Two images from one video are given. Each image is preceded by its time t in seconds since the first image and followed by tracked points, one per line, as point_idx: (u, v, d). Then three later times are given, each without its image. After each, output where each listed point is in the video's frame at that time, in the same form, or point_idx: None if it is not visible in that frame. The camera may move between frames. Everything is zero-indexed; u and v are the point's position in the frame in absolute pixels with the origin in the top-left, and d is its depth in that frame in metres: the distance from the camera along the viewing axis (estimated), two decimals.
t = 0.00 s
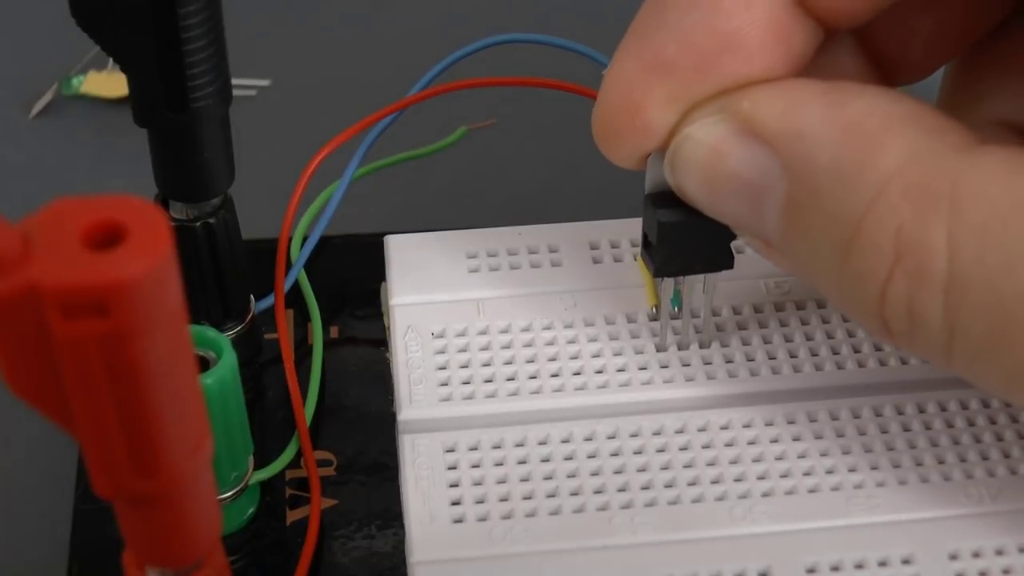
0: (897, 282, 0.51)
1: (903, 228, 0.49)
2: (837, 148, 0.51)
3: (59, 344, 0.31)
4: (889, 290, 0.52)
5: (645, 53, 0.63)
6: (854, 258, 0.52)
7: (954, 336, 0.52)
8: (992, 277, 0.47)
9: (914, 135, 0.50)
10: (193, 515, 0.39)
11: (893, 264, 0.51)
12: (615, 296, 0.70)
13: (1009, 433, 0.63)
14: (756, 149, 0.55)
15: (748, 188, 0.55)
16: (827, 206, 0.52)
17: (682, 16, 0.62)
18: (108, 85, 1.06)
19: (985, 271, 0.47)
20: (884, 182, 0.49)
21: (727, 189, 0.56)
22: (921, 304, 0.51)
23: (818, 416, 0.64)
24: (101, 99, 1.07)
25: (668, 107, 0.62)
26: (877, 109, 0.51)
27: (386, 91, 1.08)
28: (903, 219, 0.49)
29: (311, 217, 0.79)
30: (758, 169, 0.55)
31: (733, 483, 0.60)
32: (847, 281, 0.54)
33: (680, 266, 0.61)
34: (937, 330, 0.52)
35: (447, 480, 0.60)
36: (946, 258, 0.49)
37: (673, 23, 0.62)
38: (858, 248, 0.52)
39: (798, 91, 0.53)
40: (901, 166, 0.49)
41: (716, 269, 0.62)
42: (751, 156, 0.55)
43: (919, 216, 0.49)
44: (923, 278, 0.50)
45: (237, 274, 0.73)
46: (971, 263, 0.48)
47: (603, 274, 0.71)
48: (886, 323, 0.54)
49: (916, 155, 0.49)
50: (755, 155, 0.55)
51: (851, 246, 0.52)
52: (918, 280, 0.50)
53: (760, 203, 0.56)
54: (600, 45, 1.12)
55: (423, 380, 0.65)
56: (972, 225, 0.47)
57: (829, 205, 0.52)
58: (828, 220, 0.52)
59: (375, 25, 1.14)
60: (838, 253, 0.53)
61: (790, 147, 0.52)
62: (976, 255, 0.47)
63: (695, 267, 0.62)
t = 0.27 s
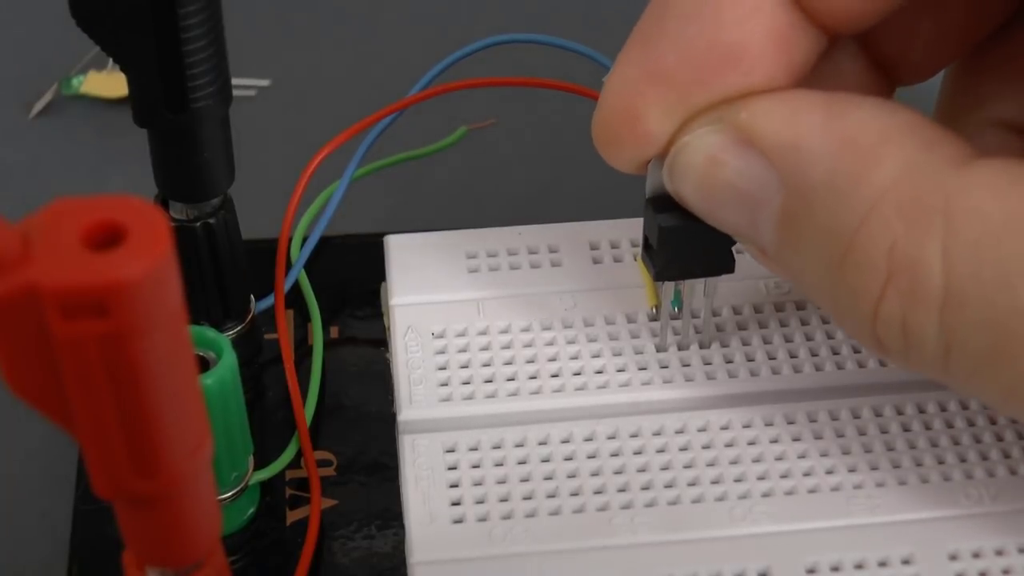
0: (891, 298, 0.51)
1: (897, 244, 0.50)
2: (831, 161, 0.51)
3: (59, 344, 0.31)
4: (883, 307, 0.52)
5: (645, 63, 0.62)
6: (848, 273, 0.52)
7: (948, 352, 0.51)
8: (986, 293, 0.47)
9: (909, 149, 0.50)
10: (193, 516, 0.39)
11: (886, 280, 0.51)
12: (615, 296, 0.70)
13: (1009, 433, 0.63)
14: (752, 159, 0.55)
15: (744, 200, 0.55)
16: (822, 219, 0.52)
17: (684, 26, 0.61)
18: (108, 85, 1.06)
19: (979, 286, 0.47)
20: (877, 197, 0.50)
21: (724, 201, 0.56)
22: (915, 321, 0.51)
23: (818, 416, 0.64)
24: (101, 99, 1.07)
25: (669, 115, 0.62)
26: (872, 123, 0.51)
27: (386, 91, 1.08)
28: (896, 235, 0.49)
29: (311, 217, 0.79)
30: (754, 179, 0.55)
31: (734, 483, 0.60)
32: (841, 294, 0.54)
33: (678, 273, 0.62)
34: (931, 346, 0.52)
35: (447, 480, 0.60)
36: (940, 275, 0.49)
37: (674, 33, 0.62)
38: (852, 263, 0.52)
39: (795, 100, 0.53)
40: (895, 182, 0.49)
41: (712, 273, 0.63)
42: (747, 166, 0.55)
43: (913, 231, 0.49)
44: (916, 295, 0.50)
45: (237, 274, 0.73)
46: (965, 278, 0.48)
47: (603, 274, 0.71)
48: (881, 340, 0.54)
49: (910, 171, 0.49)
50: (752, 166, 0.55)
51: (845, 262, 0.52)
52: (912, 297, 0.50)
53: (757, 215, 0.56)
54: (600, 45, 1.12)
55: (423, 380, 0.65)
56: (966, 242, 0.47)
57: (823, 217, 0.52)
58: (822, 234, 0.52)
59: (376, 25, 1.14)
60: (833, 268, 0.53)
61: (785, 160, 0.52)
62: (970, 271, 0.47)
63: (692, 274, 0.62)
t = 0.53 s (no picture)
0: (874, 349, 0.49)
1: (875, 293, 0.48)
2: (810, 209, 0.50)
3: (59, 345, 0.31)
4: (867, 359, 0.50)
5: (632, 118, 0.61)
6: (830, 325, 0.51)
7: (938, 395, 0.49)
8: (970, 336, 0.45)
9: (884, 197, 0.49)
10: (193, 516, 0.39)
11: (867, 329, 0.49)
12: (614, 297, 0.70)
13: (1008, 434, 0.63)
14: (738, 208, 0.55)
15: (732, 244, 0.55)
16: (803, 269, 0.51)
17: (673, 79, 0.60)
18: (107, 85, 1.06)
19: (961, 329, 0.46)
20: (852, 247, 0.48)
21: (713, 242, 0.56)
22: (900, 370, 0.49)
23: (817, 416, 0.64)
24: (100, 99, 1.07)
25: (657, 173, 0.60)
26: (849, 170, 0.51)
27: (386, 91, 1.08)
28: (875, 282, 0.48)
29: (310, 217, 0.79)
30: (740, 226, 0.55)
31: (733, 483, 0.60)
32: (825, 345, 0.52)
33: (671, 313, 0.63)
34: (917, 390, 0.50)
35: (447, 480, 0.60)
36: (919, 320, 0.47)
37: (662, 87, 0.60)
38: (833, 315, 0.50)
39: (775, 153, 0.53)
40: (871, 230, 0.48)
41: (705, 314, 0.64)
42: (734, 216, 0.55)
43: (890, 277, 0.47)
44: (898, 341, 0.48)
45: (237, 274, 0.73)
46: (946, 322, 0.46)
47: (602, 274, 0.71)
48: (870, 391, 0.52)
49: (885, 218, 0.48)
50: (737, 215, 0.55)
51: (826, 312, 0.51)
52: (894, 346, 0.48)
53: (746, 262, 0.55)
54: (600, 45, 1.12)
55: (423, 380, 0.65)
56: (943, 285, 0.46)
57: (804, 269, 0.51)
58: (805, 284, 0.51)
59: (376, 25, 1.14)
60: (816, 322, 0.52)
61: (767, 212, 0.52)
62: (951, 314, 0.46)
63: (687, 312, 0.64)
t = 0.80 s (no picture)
0: (876, 355, 0.50)
1: (877, 299, 0.48)
2: (812, 214, 0.50)
3: (59, 345, 0.31)
4: (869, 364, 0.50)
5: (637, 121, 0.60)
6: (831, 329, 0.51)
7: (940, 400, 0.49)
8: (972, 343, 0.45)
9: (888, 203, 0.49)
10: (193, 516, 0.39)
11: (868, 335, 0.49)
12: (615, 296, 0.70)
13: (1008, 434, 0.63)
14: (740, 212, 0.54)
15: (735, 247, 0.55)
16: (805, 274, 0.51)
17: (679, 85, 0.59)
18: (108, 85, 1.06)
19: (963, 336, 0.46)
20: (854, 254, 0.48)
21: (715, 245, 0.56)
22: (902, 376, 0.49)
23: (818, 416, 0.64)
24: (101, 99, 1.06)
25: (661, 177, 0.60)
26: (853, 174, 0.51)
27: (387, 91, 1.08)
28: (876, 288, 0.48)
29: (311, 217, 0.79)
30: (741, 230, 0.55)
31: (733, 483, 0.60)
32: (826, 350, 0.52)
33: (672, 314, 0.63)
34: (919, 395, 0.50)
35: (447, 480, 0.60)
36: (921, 328, 0.47)
37: (668, 93, 0.60)
38: (835, 320, 0.50)
39: (778, 156, 0.53)
40: (873, 237, 0.48)
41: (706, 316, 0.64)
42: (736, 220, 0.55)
43: (892, 285, 0.47)
44: (900, 349, 0.48)
45: (237, 274, 0.72)
46: (947, 330, 0.46)
47: (603, 274, 0.71)
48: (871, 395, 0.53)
49: (888, 223, 0.48)
50: (739, 219, 0.55)
51: (828, 317, 0.51)
52: (896, 353, 0.48)
53: (749, 266, 0.55)
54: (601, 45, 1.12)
55: (424, 379, 0.65)
56: (945, 294, 0.46)
57: (806, 275, 0.51)
58: (807, 288, 0.51)
59: (376, 24, 1.14)
60: (817, 326, 0.52)
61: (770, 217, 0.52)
62: (953, 322, 0.46)
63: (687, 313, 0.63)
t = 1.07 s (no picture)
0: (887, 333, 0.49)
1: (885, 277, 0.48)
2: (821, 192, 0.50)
3: (59, 344, 0.31)
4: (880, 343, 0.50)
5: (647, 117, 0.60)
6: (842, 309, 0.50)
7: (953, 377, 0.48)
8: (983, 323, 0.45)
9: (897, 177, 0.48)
10: (193, 516, 0.39)
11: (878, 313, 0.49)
12: (615, 296, 0.70)
13: (1009, 433, 0.63)
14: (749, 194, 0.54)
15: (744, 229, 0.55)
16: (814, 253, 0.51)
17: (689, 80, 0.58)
18: (107, 85, 1.05)
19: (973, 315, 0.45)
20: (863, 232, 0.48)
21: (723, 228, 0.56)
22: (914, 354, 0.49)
23: (820, 415, 0.64)
24: (100, 99, 1.06)
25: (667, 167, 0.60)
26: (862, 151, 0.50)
27: (386, 90, 1.08)
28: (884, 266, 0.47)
29: (310, 217, 0.79)
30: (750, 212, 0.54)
31: (733, 482, 0.60)
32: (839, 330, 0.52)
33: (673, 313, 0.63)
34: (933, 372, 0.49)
35: (447, 480, 0.60)
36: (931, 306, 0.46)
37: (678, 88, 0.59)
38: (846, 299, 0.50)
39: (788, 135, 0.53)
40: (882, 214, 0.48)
41: (705, 314, 0.64)
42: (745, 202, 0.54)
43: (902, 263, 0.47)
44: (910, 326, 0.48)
45: (237, 273, 0.72)
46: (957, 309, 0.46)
47: (603, 274, 0.71)
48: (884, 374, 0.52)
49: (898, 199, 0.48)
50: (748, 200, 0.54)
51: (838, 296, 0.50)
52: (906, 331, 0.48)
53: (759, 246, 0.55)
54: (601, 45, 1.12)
55: (423, 379, 0.65)
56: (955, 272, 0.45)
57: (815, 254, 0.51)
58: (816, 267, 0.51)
59: (376, 24, 1.13)
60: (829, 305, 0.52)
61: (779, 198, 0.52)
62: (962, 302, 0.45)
63: (688, 312, 0.63)
